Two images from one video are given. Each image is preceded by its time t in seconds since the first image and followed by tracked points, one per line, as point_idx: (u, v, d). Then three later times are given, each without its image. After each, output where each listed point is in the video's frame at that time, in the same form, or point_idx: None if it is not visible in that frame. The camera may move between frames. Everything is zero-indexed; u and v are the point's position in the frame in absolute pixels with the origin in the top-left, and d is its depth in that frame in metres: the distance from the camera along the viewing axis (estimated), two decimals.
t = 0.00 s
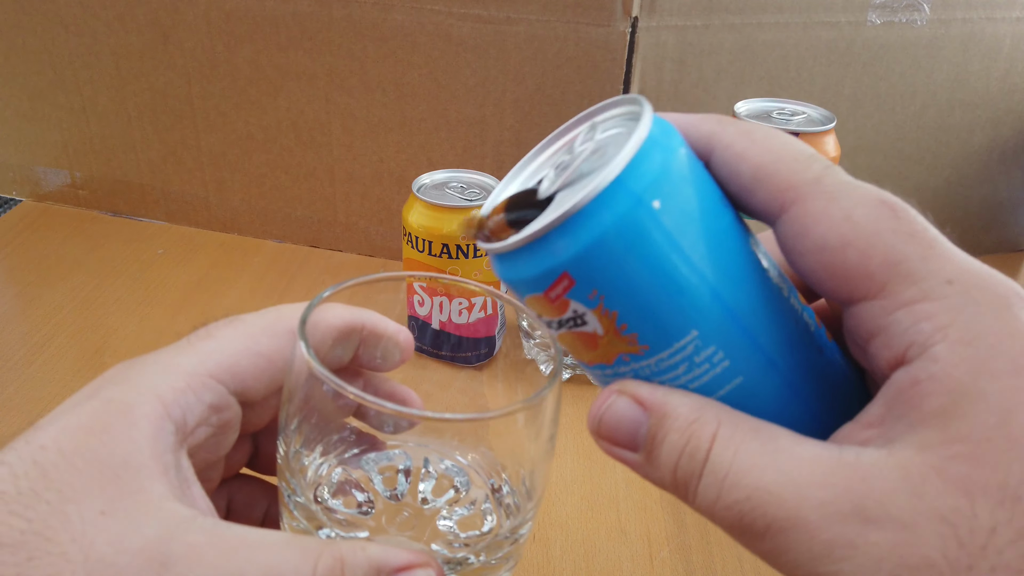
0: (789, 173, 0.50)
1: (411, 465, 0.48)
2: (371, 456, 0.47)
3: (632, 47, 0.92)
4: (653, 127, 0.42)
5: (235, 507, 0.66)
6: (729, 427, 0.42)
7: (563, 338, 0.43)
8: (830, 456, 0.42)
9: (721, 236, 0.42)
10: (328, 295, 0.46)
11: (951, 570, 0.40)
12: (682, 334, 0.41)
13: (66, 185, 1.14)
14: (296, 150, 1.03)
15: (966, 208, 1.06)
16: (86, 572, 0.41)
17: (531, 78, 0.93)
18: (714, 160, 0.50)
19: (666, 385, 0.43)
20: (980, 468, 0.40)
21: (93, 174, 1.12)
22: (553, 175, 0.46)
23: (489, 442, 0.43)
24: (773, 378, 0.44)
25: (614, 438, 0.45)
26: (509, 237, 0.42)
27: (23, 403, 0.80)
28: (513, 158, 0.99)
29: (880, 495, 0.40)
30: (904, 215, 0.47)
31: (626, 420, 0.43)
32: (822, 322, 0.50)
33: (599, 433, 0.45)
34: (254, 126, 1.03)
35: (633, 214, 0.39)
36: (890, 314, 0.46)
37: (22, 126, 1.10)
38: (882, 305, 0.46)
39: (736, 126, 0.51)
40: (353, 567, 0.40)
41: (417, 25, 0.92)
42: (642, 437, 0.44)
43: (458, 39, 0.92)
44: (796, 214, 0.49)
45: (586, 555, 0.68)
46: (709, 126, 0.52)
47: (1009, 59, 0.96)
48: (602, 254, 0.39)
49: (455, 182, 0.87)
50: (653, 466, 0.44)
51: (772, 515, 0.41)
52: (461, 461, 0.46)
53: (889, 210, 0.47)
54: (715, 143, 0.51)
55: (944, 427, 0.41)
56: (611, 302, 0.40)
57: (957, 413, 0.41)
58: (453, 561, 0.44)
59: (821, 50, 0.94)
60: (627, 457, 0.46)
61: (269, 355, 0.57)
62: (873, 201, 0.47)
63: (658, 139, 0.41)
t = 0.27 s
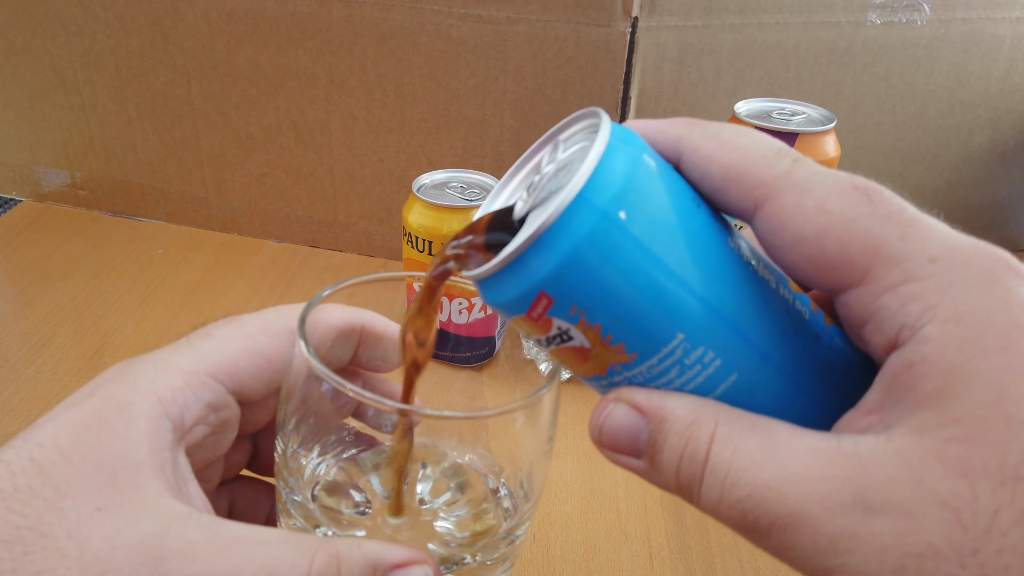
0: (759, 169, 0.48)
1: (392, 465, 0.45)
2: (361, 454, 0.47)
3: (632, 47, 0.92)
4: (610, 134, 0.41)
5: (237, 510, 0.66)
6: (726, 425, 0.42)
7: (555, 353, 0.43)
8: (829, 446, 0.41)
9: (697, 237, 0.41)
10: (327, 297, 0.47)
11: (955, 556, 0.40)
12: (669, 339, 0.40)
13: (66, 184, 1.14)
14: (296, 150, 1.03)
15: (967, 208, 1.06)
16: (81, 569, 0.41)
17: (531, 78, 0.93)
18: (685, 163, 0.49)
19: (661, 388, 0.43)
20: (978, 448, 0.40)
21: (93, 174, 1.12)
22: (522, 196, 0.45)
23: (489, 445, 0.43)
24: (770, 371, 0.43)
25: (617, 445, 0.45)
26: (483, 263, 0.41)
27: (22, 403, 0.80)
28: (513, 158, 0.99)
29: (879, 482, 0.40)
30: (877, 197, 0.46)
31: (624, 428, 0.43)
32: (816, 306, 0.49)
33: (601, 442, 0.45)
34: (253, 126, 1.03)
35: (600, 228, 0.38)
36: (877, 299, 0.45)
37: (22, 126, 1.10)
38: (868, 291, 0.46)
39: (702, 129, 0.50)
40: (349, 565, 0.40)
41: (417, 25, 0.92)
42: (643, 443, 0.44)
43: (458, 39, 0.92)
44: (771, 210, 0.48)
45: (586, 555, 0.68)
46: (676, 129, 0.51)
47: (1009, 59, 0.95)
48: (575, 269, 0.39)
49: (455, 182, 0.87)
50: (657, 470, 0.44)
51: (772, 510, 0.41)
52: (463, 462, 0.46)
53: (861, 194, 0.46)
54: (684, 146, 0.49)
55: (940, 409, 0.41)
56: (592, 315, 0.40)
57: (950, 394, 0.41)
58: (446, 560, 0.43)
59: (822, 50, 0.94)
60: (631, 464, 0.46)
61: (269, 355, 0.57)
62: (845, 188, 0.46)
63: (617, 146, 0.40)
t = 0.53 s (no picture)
0: (787, 136, 0.48)
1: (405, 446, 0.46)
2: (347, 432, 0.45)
3: (632, 47, 0.92)
4: (632, 101, 0.40)
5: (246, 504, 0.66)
6: (758, 394, 0.42)
7: (579, 328, 0.43)
8: (864, 413, 0.41)
9: (723, 205, 0.41)
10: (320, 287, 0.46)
11: (999, 520, 0.41)
12: (696, 309, 0.40)
13: (66, 185, 1.14)
14: (296, 150, 1.03)
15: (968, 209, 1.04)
16: (78, 563, 0.41)
17: (531, 77, 0.93)
18: (709, 132, 0.49)
19: (689, 359, 0.43)
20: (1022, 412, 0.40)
21: (93, 174, 1.11)
22: (543, 168, 0.45)
23: (494, 433, 0.43)
24: (799, 340, 0.43)
25: (646, 418, 0.45)
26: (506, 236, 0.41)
27: (20, 402, 0.79)
28: (513, 158, 0.99)
29: (919, 449, 0.40)
30: (910, 159, 0.45)
31: (653, 400, 0.43)
32: (847, 275, 0.48)
33: (628, 414, 0.45)
34: (254, 126, 1.02)
35: (625, 198, 0.38)
36: (913, 264, 0.45)
37: (22, 126, 1.10)
38: (904, 256, 0.45)
39: (726, 97, 0.50)
40: (349, 553, 0.39)
41: (417, 25, 0.92)
42: (672, 416, 0.44)
43: (458, 39, 0.92)
44: (799, 177, 0.47)
45: (585, 556, 0.67)
46: (699, 98, 0.50)
47: (1010, 60, 0.93)
48: (600, 239, 0.39)
49: (455, 182, 0.86)
50: (686, 442, 0.44)
51: (808, 480, 0.41)
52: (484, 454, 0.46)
53: (893, 156, 0.45)
54: (708, 114, 0.49)
55: (980, 371, 0.40)
56: (617, 286, 0.40)
57: (993, 356, 0.40)
58: (447, 547, 0.42)
59: (822, 50, 0.93)
60: (660, 437, 0.46)
61: (266, 345, 0.57)
62: (876, 151, 0.45)
63: (639, 113, 0.40)
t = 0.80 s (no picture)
0: (803, 102, 0.48)
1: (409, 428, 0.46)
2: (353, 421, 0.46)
3: (632, 46, 0.91)
4: (642, 73, 0.40)
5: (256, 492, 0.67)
6: (786, 365, 0.42)
7: (600, 308, 0.44)
8: (897, 378, 0.41)
9: (741, 175, 0.41)
10: (330, 267, 0.47)
11: None
12: (718, 282, 0.41)
13: (66, 184, 1.13)
14: (296, 150, 1.03)
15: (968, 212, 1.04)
16: (85, 543, 0.40)
17: (531, 78, 0.93)
18: (725, 101, 0.49)
19: (713, 334, 0.43)
20: None
21: (93, 174, 1.11)
22: (556, 148, 0.45)
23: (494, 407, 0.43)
24: (826, 310, 0.43)
25: (672, 396, 0.45)
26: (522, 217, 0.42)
27: (20, 401, 0.78)
28: (513, 158, 0.99)
29: (956, 411, 0.40)
30: (933, 118, 0.45)
31: (678, 376, 0.43)
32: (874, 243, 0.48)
33: (654, 393, 0.46)
34: (254, 126, 1.02)
35: (640, 172, 0.39)
36: (944, 224, 0.45)
37: (22, 126, 1.10)
38: (934, 216, 0.45)
39: (741, 65, 0.51)
40: (358, 531, 0.39)
41: (417, 25, 0.92)
42: (699, 391, 0.44)
43: (458, 38, 0.92)
44: (820, 144, 0.47)
45: (586, 555, 0.67)
46: (716, 68, 0.51)
47: (1009, 59, 0.93)
48: (616, 214, 0.39)
49: (455, 182, 0.85)
50: (715, 418, 0.44)
51: (841, 449, 0.41)
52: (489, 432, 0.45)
53: (916, 116, 0.45)
54: (723, 83, 0.50)
55: (1018, 331, 0.40)
56: (635, 263, 0.40)
57: None
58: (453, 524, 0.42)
59: (821, 51, 0.92)
60: (688, 415, 0.46)
61: (267, 328, 0.58)
62: (897, 112, 0.45)
63: (650, 85, 0.40)
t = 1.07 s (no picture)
0: (800, 76, 0.48)
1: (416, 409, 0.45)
2: (357, 399, 0.45)
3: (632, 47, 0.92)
4: (633, 52, 0.41)
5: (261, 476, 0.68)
6: (788, 340, 0.42)
7: (601, 292, 0.44)
8: (900, 347, 0.41)
9: (737, 152, 0.41)
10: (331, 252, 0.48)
11: None
12: (717, 261, 0.41)
13: (66, 185, 1.13)
14: (296, 150, 1.03)
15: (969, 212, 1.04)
16: (88, 523, 0.40)
17: (530, 78, 0.93)
18: (719, 80, 0.49)
19: (715, 314, 0.43)
20: None
21: (93, 174, 1.11)
22: (551, 132, 0.45)
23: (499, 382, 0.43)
24: (830, 286, 0.43)
25: (677, 377, 0.45)
26: (518, 203, 0.42)
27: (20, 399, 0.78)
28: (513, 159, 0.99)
29: (961, 378, 0.40)
30: (930, 85, 0.45)
31: (682, 356, 0.44)
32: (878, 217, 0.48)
33: (659, 376, 0.46)
34: (254, 126, 1.02)
35: (633, 151, 0.39)
36: (943, 192, 0.45)
37: (22, 126, 1.09)
38: (934, 184, 0.45)
39: (736, 43, 0.50)
40: (365, 509, 0.39)
41: (417, 25, 0.91)
42: (702, 371, 0.44)
43: (459, 39, 0.91)
44: (817, 117, 0.48)
45: (585, 555, 0.66)
46: (711, 45, 0.51)
47: (1010, 60, 0.92)
48: (612, 195, 0.39)
49: (455, 182, 0.85)
50: (719, 398, 0.45)
51: (846, 421, 0.41)
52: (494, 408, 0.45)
53: (913, 85, 0.45)
54: (717, 62, 0.50)
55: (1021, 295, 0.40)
56: (632, 244, 0.41)
57: None
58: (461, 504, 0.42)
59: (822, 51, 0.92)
60: (692, 395, 0.46)
61: (272, 310, 0.59)
62: (893, 81, 0.45)
63: (641, 64, 0.40)
